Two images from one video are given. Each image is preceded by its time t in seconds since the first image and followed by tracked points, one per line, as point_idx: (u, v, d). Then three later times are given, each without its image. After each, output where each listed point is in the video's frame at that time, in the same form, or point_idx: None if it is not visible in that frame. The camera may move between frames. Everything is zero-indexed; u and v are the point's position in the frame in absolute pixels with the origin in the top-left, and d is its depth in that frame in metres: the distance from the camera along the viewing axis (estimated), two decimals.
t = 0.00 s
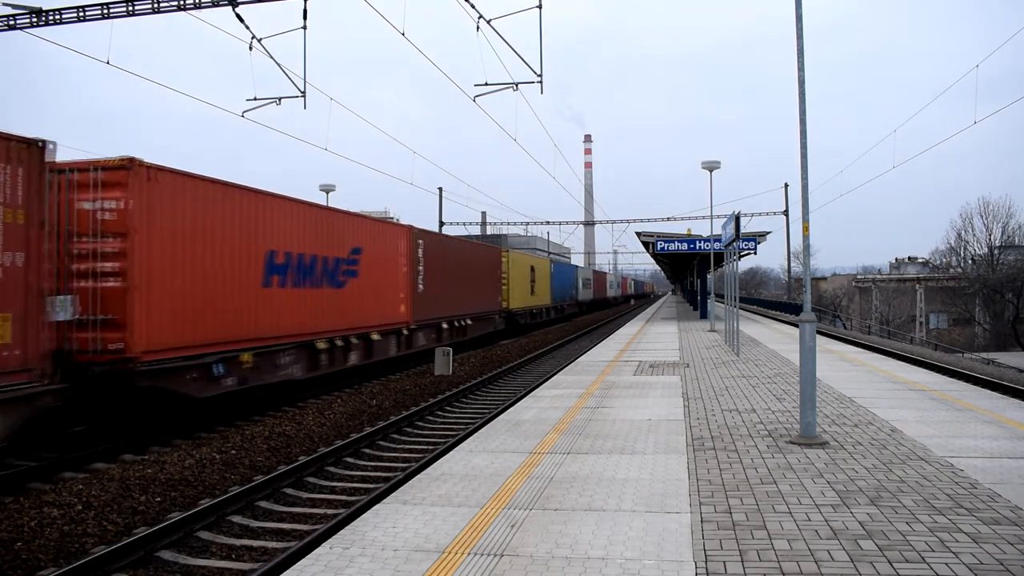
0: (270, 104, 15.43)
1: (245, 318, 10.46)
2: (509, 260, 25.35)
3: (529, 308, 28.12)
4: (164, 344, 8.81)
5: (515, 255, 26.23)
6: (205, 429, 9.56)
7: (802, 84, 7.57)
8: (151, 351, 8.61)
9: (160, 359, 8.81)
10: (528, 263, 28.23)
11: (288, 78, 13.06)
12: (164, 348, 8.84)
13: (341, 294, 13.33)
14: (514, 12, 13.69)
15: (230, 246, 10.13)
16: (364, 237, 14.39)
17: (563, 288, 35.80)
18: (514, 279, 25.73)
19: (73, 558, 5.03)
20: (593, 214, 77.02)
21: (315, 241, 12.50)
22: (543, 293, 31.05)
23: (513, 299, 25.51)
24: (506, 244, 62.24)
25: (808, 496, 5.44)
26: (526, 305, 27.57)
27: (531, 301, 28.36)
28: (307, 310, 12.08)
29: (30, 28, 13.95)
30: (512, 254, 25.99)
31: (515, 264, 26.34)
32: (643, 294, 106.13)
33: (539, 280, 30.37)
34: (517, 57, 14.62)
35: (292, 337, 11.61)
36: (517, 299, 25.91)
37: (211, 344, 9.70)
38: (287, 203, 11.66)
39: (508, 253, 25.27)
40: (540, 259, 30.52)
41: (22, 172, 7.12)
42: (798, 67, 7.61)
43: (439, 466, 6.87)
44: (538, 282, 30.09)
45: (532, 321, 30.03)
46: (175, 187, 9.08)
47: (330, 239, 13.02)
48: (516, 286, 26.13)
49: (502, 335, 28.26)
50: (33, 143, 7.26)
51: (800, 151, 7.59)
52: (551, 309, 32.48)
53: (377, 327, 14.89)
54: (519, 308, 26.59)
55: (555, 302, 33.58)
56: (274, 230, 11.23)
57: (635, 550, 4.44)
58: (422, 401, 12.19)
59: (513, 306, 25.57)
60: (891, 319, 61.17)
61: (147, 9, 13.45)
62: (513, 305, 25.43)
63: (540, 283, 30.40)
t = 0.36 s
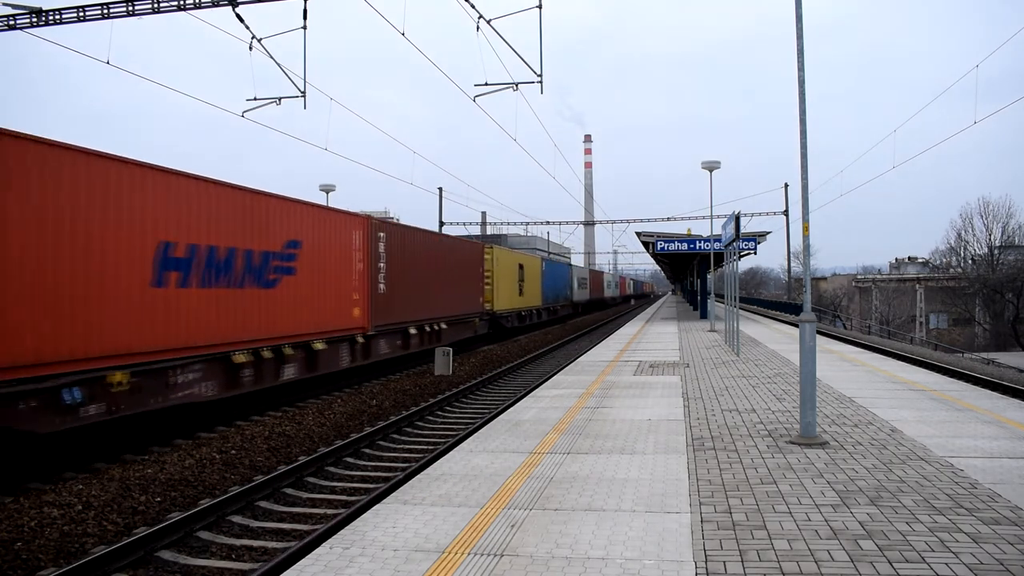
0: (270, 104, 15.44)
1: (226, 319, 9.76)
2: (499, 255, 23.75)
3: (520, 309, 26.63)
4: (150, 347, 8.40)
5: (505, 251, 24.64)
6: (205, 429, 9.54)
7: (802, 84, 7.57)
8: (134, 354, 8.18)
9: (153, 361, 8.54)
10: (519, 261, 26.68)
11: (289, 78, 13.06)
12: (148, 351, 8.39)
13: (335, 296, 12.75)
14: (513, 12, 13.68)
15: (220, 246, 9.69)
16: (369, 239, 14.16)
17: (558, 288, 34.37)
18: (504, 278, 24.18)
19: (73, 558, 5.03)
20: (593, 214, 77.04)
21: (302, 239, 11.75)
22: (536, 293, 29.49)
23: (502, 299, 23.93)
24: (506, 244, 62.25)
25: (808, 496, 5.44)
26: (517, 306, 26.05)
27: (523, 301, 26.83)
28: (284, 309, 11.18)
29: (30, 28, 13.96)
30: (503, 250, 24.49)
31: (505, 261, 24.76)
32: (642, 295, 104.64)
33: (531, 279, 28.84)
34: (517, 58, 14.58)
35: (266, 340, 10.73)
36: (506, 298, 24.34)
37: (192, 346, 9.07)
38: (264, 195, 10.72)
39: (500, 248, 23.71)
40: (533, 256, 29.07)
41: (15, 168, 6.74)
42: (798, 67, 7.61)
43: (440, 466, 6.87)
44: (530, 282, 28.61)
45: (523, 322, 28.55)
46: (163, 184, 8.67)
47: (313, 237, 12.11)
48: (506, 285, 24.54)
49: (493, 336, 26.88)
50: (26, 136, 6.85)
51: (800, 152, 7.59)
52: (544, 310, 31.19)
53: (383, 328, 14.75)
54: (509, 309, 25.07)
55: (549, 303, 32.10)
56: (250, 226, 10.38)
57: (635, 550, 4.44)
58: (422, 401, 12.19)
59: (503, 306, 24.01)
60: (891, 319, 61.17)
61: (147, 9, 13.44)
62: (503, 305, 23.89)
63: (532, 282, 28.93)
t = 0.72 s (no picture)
0: (270, 104, 15.43)
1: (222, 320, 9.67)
2: (483, 254, 21.85)
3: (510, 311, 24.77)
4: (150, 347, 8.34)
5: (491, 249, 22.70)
6: (205, 429, 9.55)
7: (802, 84, 7.57)
8: (136, 355, 8.16)
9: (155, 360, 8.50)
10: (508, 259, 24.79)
11: (289, 78, 13.06)
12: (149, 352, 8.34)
13: (333, 294, 12.72)
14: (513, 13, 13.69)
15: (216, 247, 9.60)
16: (364, 237, 14.10)
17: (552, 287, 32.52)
18: (490, 278, 22.24)
19: (73, 558, 5.03)
20: (593, 214, 77.06)
21: (298, 238, 11.65)
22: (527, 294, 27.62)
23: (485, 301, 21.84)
24: (507, 244, 62.25)
25: (808, 496, 5.44)
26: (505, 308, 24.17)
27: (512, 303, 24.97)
28: (281, 310, 11.10)
29: (30, 28, 13.96)
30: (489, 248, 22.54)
31: (491, 259, 22.84)
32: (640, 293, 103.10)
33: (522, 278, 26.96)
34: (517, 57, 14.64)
35: (264, 340, 10.69)
36: (491, 301, 22.40)
37: (189, 347, 8.97)
38: (257, 194, 10.58)
39: (484, 246, 21.80)
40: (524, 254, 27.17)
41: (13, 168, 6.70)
42: (798, 67, 7.61)
43: (440, 466, 6.86)
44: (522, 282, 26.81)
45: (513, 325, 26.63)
46: (162, 183, 8.58)
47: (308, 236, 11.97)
48: (492, 286, 22.60)
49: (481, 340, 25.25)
50: (23, 137, 6.80)
51: (800, 151, 7.59)
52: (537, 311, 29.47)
53: (380, 327, 14.74)
54: (497, 312, 23.20)
55: (542, 305, 30.28)
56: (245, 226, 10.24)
57: (635, 550, 4.44)
58: (422, 401, 12.19)
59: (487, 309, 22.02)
60: (891, 319, 61.17)
61: (147, 9, 13.43)
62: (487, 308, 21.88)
63: (524, 282, 27.11)
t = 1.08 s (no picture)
0: (270, 104, 15.43)
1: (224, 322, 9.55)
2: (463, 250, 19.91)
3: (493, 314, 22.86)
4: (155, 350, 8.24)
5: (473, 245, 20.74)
6: (206, 429, 9.54)
7: (802, 84, 7.57)
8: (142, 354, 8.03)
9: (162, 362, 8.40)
10: (492, 256, 22.91)
11: (288, 78, 13.05)
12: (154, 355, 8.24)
13: (332, 295, 12.63)
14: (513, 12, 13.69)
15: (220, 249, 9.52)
16: (369, 237, 14.10)
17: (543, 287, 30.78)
18: (471, 277, 20.32)
19: (73, 558, 5.03)
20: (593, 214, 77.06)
21: (297, 238, 11.51)
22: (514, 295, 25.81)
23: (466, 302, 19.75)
24: (507, 244, 62.25)
25: (808, 496, 5.44)
26: (489, 310, 22.23)
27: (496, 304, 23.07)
28: (283, 311, 11.01)
29: (30, 28, 13.97)
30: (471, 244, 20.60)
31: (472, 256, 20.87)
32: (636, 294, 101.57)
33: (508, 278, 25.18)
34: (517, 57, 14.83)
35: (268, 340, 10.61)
36: (473, 303, 20.45)
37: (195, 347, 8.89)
38: (257, 195, 10.45)
39: (464, 240, 19.87)
40: (511, 252, 25.50)
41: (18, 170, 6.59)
42: (798, 67, 7.62)
43: (440, 466, 6.87)
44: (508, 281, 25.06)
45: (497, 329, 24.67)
46: (167, 184, 8.48)
47: (309, 236, 11.88)
48: (474, 285, 20.67)
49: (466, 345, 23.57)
50: (28, 139, 6.68)
51: (800, 151, 7.59)
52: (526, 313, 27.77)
53: (380, 328, 14.69)
54: (479, 315, 21.27)
55: (532, 307, 28.56)
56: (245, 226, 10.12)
57: (635, 550, 4.44)
58: (423, 401, 12.20)
59: (468, 311, 20.02)
60: (891, 319, 61.18)
61: (147, 8, 13.41)
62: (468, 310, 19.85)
63: (511, 283, 25.38)
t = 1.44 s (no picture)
0: (270, 104, 15.41)
1: (212, 320, 9.69)
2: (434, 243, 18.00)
3: (472, 316, 21.15)
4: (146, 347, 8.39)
5: (447, 240, 18.99)
6: (204, 429, 9.56)
7: (802, 84, 7.57)
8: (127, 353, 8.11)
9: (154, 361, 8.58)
10: (471, 253, 21.19)
11: (288, 78, 13.04)
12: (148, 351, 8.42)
13: (324, 295, 12.77)
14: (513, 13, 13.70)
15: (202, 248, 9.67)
16: (359, 238, 14.22)
17: (532, 287, 29.22)
18: (445, 275, 18.63)
19: (73, 558, 5.03)
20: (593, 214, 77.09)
21: (287, 239, 11.62)
22: (499, 295, 24.16)
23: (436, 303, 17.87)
24: (507, 244, 62.22)
25: (808, 496, 5.44)
26: (466, 312, 20.52)
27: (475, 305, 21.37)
28: (271, 310, 11.10)
29: (30, 28, 13.96)
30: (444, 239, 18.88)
31: (444, 251, 18.94)
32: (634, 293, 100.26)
33: (492, 277, 23.48)
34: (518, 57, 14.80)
35: (255, 340, 10.68)
36: (447, 304, 18.73)
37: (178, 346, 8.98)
38: (247, 194, 10.60)
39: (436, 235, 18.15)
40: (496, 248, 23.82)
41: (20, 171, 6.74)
42: (798, 67, 7.61)
43: (440, 466, 6.86)
44: (492, 280, 23.40)
45: (480, 331, 23.34)
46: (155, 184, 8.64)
47: (300, 236, 12.00)
48: (447, 285, 18.86)
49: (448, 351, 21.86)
50: (29, 140, 6.83)
51: (800, 152, 7.59)
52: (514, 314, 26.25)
53: (371, 329, 14.76)
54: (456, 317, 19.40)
55: (519, 308, 26.95)
56: (233, 225, 10.22)
57: (635, 550, 4.44)
58: (422, 401, 12.20)
59: (440, 313, 18.21)
60: (891, 319, 61.19)
61: (147, 8, 13.40)
62: (440, 312, 18.13)
63: (494, 282, 23.71)
